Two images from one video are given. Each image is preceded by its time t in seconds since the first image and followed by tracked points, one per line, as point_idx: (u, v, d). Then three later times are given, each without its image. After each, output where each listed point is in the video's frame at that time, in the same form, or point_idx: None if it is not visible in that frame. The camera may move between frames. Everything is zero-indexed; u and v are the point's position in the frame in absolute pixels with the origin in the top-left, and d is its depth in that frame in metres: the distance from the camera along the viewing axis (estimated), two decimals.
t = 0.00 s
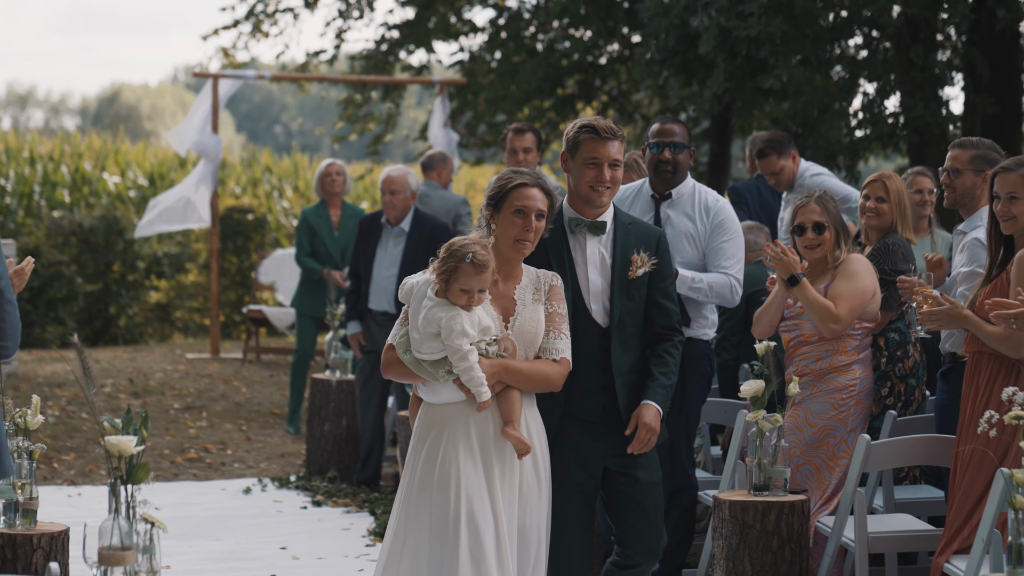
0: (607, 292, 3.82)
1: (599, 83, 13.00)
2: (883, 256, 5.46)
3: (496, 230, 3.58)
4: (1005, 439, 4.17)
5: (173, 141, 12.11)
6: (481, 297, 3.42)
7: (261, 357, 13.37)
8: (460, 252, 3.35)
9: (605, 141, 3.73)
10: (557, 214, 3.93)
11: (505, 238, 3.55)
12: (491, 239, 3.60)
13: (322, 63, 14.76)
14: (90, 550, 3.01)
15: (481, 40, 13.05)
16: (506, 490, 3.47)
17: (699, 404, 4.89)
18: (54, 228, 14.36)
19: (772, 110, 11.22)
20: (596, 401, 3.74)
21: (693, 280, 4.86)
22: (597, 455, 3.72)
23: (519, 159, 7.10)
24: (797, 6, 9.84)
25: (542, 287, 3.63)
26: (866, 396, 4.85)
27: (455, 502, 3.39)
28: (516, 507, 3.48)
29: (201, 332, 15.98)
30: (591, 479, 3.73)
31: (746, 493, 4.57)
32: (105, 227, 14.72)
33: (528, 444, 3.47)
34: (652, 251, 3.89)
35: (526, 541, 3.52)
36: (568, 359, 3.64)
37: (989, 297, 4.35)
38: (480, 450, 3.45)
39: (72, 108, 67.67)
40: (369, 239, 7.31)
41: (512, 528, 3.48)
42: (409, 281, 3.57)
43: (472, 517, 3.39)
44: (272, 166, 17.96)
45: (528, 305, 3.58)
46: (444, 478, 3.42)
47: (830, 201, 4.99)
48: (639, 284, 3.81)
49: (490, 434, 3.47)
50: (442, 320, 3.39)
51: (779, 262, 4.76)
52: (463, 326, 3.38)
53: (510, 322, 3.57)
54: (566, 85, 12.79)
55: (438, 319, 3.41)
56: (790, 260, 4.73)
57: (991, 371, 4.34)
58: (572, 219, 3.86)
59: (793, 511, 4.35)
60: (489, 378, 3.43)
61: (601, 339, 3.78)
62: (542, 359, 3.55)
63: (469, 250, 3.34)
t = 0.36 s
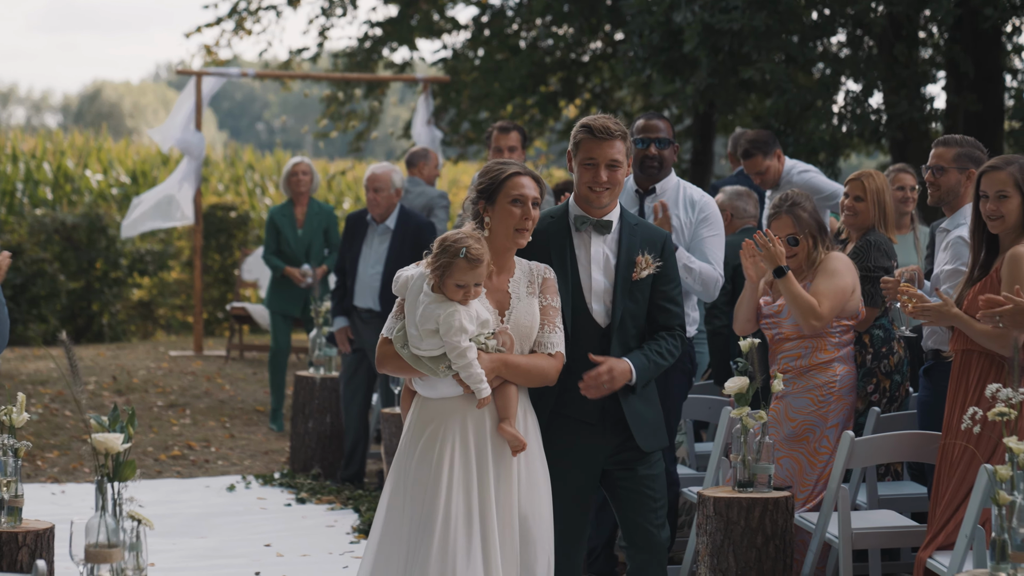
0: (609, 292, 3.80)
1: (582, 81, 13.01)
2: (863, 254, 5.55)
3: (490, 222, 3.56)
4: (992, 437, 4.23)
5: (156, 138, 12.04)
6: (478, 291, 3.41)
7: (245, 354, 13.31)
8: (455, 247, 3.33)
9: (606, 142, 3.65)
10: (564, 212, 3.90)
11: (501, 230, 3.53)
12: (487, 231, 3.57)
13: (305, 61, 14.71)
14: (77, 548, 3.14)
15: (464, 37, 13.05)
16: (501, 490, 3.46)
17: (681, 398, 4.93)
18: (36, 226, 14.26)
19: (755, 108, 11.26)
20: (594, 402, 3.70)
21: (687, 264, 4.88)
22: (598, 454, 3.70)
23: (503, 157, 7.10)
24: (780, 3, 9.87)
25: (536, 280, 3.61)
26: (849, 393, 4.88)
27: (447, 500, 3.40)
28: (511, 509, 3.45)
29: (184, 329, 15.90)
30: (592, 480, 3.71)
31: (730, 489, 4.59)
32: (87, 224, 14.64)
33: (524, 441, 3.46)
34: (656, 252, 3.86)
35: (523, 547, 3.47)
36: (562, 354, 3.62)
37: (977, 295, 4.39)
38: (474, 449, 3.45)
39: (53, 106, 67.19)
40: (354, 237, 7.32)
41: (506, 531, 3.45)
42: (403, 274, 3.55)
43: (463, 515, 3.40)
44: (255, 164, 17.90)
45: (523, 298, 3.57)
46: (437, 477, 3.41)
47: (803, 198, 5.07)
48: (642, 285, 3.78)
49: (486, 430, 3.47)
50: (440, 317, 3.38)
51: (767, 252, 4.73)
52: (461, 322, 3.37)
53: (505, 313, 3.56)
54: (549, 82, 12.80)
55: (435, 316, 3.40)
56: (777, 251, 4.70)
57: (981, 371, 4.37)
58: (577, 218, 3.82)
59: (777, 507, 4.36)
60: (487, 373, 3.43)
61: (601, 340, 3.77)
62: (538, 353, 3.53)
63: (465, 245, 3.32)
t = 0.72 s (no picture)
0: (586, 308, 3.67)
1: (535, 86, 13.07)
2: (819, 258, 5.66)
3: (458, 225, 3.55)
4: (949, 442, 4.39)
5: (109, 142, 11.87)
6: (449, 297, 3.41)
7: (199, 359, 13.16)
8: (425, 256, 3.33)
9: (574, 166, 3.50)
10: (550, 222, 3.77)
11: (469, 233, 3.54)
12: (454, 235, 3.56)
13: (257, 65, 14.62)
14: (35, 554, 3.39)
15: (418, 41, 13.06)
16: (469, 498, 3.45)
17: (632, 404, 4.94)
18: None
19: (708, 114, 11.39)
20: (566, 415, 3.61)
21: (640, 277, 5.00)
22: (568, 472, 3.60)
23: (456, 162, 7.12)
24: (732, 8, 10.00)
25: (501, 283, 3.59)
26: (796, 397, 4.95)
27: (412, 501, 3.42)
28: (478, 518, 3.44)
29: (137, 335, 15.69)
30: (564, 496, 3.62)
31: (686, 493, 4.64)
32: (39, 229, 14.46)
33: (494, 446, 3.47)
34: (641, 271, 3.68)
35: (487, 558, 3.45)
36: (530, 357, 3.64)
37: (938, 299, 4.48)
38: (444, 453, 3.45)
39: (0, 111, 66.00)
40: (311, 243, 7.26)
41: (470, 538, 3.44)
42: (372, 279, 3.54)
43: (426, 518, 3.42)
44: (208, 168, 17.73)
45: (489, 301, 3.55)
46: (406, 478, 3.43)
47: (750, 210, 5.10)
48: (618, 301, 3.64)
49: (456, 435, 3.47)
50: (412, 326, 3.38)
51: (714, 266, 4.80)
52: (433, 329, 3.37)
53: (473, 316, 3.55)
54: (502, 87, 12.84)
55: (407, 324, 3.39)
56: (725, 265, 4.76)
57: (942, 372, 4.50)
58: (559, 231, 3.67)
59: (732, 510, 4.41)
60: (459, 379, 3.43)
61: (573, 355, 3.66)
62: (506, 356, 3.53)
63: (434, 255, 3.32)
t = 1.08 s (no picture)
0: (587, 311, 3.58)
1: (512, 87, 13.04)
2: (793, 261, 5.63)
3: (456, 227, 3.53)
4: (928, 441, 4.40)
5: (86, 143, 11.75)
6: (449, 298, 3.38)
7: (178, 361, 13.04)
8: (425, 256, 3.28)
9: (562, 168, 3.44)
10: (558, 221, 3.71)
11: (467, 234, 3.52)
12: (451, 236, 3.53)
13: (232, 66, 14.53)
14: (22, 556, 3.48)
15: (394, 43, 13.02)
16: (465, 501, 3.43)
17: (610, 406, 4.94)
18: None
19: (686, 116, 11.42)
20: (568, 418, 3.55)
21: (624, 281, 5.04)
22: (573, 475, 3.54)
23: (431, 165, 7.08)
24: (709, 12, 10.02)
25: (495, 285, 3.58)
26: (777, 397, 4.95)
27: (409, 502, 3.41)
28: (475, 521, 3.42)
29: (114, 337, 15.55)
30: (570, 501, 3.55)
31: (669, 494, 4.63)
32: (14, 231, 14.38)
33: (495, 449, 3.46)
34: (647, 272, 3.57)
35: (482, 563, 3.42)
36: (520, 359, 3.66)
37: (921, 300, 4.49)
38: (444, 455, 3.44)
39: None
40: (293, 244, 7.25)
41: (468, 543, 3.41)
42: (369, 283, 3.49)
43: (424, 520, 3.40)
44: (184, 169, 17.61)
45: (485, 303, 3.53)
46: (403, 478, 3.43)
47: (725, 217, 5.05)
48: (621, 304, 3.55)
49: (456, 437, 3.47)
50: (413, 327, 3.34)
51: (687, 274, 4.74)
52: (435, 330, 3.33)
53: (468, 318, 3.52)
54: (479, 88, 12.82)
55: (408, 325, 3.35)
56: (696, 271, 4.70)
57: (926, 373, 4.51)
58: (562, 233, 3.58)
59: (715, 511, 4.40)
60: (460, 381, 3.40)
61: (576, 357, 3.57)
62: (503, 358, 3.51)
63: (435, 254, 3.27)
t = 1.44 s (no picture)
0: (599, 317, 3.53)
1: (510, 89, 13.01)
2: (795, 262, 5.57)
3: (481, 228, 3.51)
4: (937, 441, 4.34)
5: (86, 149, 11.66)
6: (476, 299, 3.34)
7: (178, 364, 12.99)
8: (454, 257, 3.22)
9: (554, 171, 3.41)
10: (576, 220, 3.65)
11: (492, 234, 3.50)
12: (475, 237, 3.51)
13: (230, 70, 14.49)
14: (33, 561, 3.55)
15: (392, 45, 13.00)
16: (488, 505, 3.42)
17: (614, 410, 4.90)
18: None
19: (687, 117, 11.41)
20: (586, 421, 3.52)
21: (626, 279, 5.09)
22: (591, 479, 3.51)
23: (426, 165, 7.01)
24: (707, 17, 9.94)
25: (513, 286, 3.55)
26: (789, 397, 4.94)
27: (432, 505, 3.40)
28: (498, 524, 3.41)
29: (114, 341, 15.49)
30: (588, 505, 3.52)
31: (674, 495, 4.60)
32: (14, 235, 14.34)
33: (518, 453, 3.44)
34: (659, 276, 3.46)
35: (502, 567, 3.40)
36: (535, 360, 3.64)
37: (927, 300, 4.45)
38: (467, 459, 3.42)
39: None
40: (295, 247, 7.23)
41: (489, 547, 3.39)
42: (393, 288, 3.44)
43: (446, 523, 3.38)
44: (182, 172, 17.56)
45: (504, 305, 3.50)
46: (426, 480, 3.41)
47: (727, 214, 5.01)
48: (635, 311, 3.48)
49: (480, 441, 3.45)
50: (441, 331, 3.30)
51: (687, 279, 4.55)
52: (463, 334, 3.31)
53: (488, 320, 3.50)
54: (478, 90, 12.79)
55: (436, 329, 3.31)
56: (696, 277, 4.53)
57: (932, 372, 4.47)
58: (574, 240, 3.52)
59: (721, 512, 4.35)
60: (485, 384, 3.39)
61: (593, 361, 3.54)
62: (522, 359, 3.50)
63: (465, 254, 3.22)
